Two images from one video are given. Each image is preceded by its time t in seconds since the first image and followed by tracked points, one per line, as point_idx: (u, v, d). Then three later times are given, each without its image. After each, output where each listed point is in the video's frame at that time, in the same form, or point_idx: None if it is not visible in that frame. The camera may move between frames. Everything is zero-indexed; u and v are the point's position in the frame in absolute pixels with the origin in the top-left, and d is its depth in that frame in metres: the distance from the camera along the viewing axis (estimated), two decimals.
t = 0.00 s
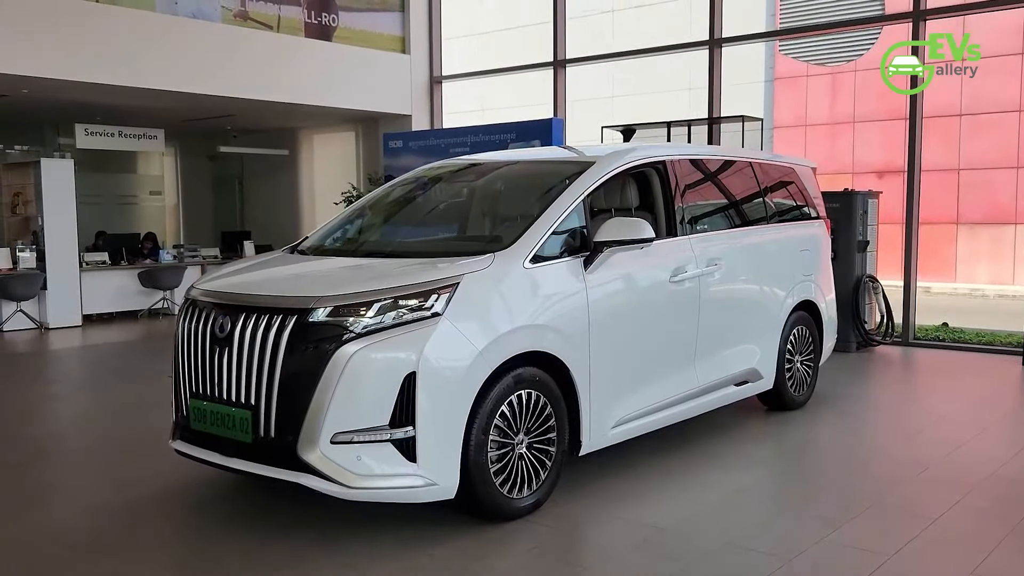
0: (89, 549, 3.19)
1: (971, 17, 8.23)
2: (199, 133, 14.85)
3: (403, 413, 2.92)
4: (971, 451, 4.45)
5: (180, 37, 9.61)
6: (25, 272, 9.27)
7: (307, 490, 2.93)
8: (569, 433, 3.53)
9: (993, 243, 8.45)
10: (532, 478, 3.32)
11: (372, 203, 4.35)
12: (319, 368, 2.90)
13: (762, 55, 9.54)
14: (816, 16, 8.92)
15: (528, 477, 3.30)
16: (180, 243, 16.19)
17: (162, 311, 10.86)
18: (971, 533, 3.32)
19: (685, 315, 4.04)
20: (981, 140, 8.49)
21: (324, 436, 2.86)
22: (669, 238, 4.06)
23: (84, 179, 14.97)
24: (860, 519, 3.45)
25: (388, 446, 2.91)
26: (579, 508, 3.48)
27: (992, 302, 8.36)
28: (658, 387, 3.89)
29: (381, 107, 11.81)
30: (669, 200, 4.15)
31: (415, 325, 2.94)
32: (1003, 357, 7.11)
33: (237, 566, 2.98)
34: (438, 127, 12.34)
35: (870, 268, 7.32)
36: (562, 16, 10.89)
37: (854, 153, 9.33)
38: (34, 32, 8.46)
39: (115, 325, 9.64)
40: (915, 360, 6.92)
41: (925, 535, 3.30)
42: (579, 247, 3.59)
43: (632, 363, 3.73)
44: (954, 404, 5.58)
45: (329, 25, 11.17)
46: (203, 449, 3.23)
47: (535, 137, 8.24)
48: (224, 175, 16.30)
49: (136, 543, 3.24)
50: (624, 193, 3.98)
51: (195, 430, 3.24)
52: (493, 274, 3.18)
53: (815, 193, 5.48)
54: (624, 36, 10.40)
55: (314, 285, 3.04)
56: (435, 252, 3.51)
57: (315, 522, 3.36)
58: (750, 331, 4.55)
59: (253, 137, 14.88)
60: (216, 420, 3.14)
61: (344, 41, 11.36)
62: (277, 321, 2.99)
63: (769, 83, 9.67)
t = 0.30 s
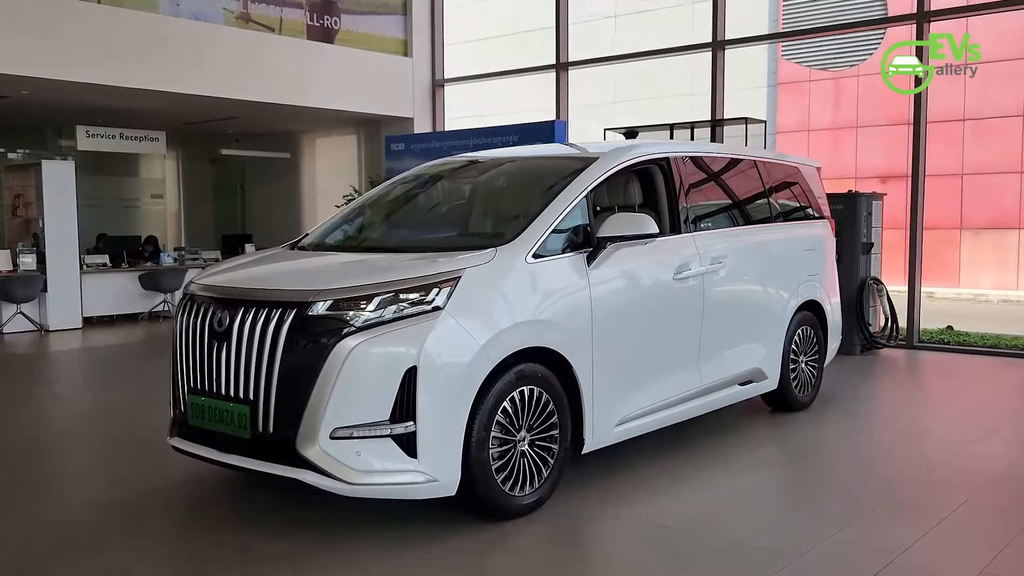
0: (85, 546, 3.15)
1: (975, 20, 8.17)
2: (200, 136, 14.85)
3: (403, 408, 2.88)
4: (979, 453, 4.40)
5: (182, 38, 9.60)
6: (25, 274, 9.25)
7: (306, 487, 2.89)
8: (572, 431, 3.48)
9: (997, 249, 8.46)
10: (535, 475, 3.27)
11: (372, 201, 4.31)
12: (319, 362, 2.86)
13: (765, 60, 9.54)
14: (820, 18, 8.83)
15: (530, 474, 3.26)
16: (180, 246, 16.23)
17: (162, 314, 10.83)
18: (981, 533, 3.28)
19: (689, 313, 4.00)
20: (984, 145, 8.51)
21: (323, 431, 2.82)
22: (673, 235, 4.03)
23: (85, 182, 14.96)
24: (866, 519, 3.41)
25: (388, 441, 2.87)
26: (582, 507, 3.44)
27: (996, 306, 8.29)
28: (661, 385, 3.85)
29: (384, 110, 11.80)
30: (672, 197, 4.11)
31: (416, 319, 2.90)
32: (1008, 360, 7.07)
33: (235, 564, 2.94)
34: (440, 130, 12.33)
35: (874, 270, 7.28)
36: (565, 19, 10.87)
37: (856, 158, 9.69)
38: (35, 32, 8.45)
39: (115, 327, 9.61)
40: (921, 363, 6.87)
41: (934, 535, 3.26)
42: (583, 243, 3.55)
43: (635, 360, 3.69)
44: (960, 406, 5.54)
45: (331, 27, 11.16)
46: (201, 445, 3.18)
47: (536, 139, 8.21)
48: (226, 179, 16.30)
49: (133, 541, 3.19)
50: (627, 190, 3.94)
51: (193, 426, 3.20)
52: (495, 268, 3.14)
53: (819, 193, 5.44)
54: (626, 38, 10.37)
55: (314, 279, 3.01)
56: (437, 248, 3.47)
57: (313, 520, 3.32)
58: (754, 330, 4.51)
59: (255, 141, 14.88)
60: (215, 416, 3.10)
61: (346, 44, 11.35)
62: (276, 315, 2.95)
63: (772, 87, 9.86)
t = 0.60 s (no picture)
0: (79, 545, 3.08)
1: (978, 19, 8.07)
2: (201, 139, 14.82)
3: (405, 403, 2.81)
4: (989, 454, 4.34)
5: (183, 39, 9.57)
6: (25, 276, 9.20)
7: (305, 484, 2.82)
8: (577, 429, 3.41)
9: (1002, 254, 8.35)
10: (539, 474, 3.20)
11: (372, 198, 4.25)
12: (319, 356, 2.79)
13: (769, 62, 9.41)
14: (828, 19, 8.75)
15: (534, 472, 3.19)
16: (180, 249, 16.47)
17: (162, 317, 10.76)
18: (995, 534, 3.21)
19: (695, 310, 3.93)
20: (988, 149, 8.44)
21: (323, 427, 2.75)
22: (679, 231, 3.96)
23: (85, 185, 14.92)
24: (877, 520, 3.34)
25: (389, 437, 2.80)
26: (588, 507, 3.36)
27: (1002, 311, 8.16)
28: (667, 384, 3.78)
29: (386, 113, 11.77)
30: (679, 194, 4.05)
31: (418, 312, 2.84)
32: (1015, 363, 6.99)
33: (232, 564, 2.86)
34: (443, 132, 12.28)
35: (881, 272, 7.21)
36: (568, 21, 10.81)
37: (858, 166, 9.44)
38: (36, 32, 8.41)
39: (114, 330, 9.55)
40: (928, 366, 6.79)
41: (947, 536, 3.19)
42: (588, 238, 3.49)
43: (641, 357, 3.62)
44: (969, 408, 5.46)
45: (333, 29, 11.13)
46: (198, 442, 3.12)
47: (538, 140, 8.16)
48: (227, 182, 16.27)
49: (129, 540, 3.12)
50: (632, 186, 3.89)
51: (191, 422, 3.14)
52: (499, 262, 3.07)
53: (826, 193, 5.37)
54: (628, 40, 10.32)
55: (314, 272, 2.94)
56: (440, 242, 3.40)
57: (313, 519, 3.24)
58: (761, 329, 4.44)
59: (257, 144, 14.85)
60: (212, 411, 3.04)
61: (349, 45, 11.33)
62: (275, 309, 2.89)
63: (775, 92, 9.67)
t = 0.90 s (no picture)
0: (74, 545, 3.02)
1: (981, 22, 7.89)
2: (201, 144, 14.82)
3: (407, 400, 2.75)
4: (1000, 457, 4.27)
5: (184, 41, 9.54)
6: (24, 279, 9.16)
7: (304, 483, 2.76)
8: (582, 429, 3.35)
9: (1006, 259, 8.28)
10: (544, 474, 3.14)
11: (372, 197, 4.19)
12: (319, 352, 2.73)
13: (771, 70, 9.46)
14: (826, 21, 8.71)
15: (539, 472, 3.12)
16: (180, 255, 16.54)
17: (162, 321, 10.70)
18: (1008, 537, 3.14)
19: (702, 309, 3.87)
20: (992, 155, 8.40)
21: (323, 424, 2.69)
22: (685, 229, 3.91)
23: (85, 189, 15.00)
24: (887, 522, 3.27)
25: (390, 435, 2.74)
26: (592, 507, 3.30)
27: (1006, 317, 8.09)
28: (673, 384, 3.72)
29: (388, 116, 11.75)
30: (685, 194, 3.99)
31: (420, 308, 2.78)
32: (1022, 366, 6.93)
33: (229, 564, 2.80)
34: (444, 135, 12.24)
35: (886, 275, 7.16)
36: (570, 25, 10.79)
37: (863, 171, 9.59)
38: (36, 33, 8.38)
39: (114, 334, 9.50)
40: (934, 369, 6.73)
41: (960, 538, 3.12)
42: (593, 234, 3.43)
43: (647, 356, 3.56)
44: (977, 411, 5.39)
45: (334, 32, 11.12)
46: (196, 441, 3.05)
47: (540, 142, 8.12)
48: (228, 186, 16.27)
49: (124, 539, 3.06)
50: (637, 184, 3.83)
51: (189, 421, 3.07)
52: (503, 257, 3.01)
53: (832, 194, 5.32)
54: (630, 43, 10.29)
55: (314, 267, 2.88)
56: (443, 238, 3.34)
57: (313, 518, 3.18)
58: (767, 330, 4.37)
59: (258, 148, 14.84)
60: (210, 409, 2.98)
61: (350, 49, 11.32)
62: (274, 304, 2.83)
63: (779, 98, 9.73)
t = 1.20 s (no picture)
0: (69, 546, 2.97)
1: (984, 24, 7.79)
2: (203, 147, 14.80)
3: (410, 399, 2.70)
4: (1010, 460, 4.21)
5: (185, 43, 9.51)
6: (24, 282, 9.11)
7: (305, 483, 2.71)
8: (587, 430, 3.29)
9: (1009, 263, 8.19)
10: (548, 475, 3.08)
11: (372, 197, 4.14)
12: (320, 350, 2.68)
13: (772, 75, 9.46)
14: (830, 25, 8.68)
15: (543, 473, 3.06)
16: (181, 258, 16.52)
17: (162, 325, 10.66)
18: (1021, 539, 3.09)
19: (707, 308, 3.82)
20: (995, 161, 8.33)
21: (323, 424, 2.64)
22: (690, 227, 3.86)
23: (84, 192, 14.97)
24: (898, 525, 3.22)
25: (392, 434, 2.69)
26: (597, 509, 3.24)
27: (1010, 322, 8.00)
28: (679, 385, 3.66)
29: (389, 120, 11.72)
30: (690, 193, 3.94)
31: (422, 305, 2.73)
32: None
33: (227, 566, 2.75)
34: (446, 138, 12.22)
35: (891, 278, 7.11)
36: (572, 28, 10.77)
37: (864, 174, 9.48)
38: (36, 34, 8.36)
39: (113, 338, 9.45)
40: (939, 373, 6.67)
41: (972, 541, 3.06)
42: (598, 232, 3.38)
43: (652, 356, 3.51)
44: (985, 414, 5.34)
45: (336, 34, 11.11)
46: (194, 441, 3.00)
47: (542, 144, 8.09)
48: (229, 191, 16.24)
49: (121, 540, 3.01)
50: (642, 183, 3.78)
51: (187, 420, 3.02)
52: (506, 254, 2.96)
53: (837, 195, 5.27)
54: (632, 46, 10.27)
55: (315, 264, 2.83)
56: (448, 236, 3.30)
57: (313, 520, 3.12)
58: (773, 331, 4.32)
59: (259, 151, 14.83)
60: (209, 409, 2.92)
61: (351, 51, 11.30)
62: (273, 301, 2.78)
63: (780, 102, 9.67)
